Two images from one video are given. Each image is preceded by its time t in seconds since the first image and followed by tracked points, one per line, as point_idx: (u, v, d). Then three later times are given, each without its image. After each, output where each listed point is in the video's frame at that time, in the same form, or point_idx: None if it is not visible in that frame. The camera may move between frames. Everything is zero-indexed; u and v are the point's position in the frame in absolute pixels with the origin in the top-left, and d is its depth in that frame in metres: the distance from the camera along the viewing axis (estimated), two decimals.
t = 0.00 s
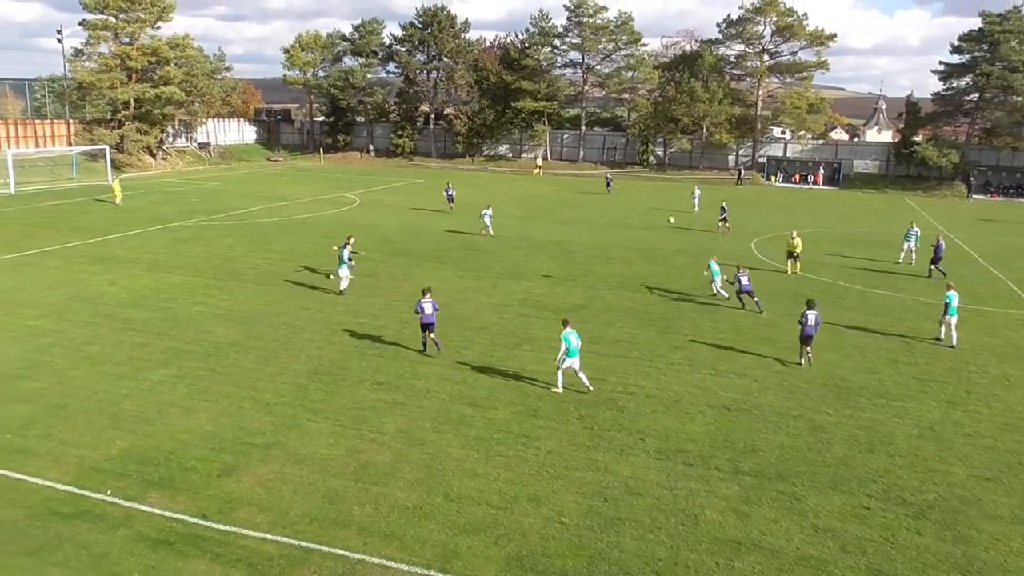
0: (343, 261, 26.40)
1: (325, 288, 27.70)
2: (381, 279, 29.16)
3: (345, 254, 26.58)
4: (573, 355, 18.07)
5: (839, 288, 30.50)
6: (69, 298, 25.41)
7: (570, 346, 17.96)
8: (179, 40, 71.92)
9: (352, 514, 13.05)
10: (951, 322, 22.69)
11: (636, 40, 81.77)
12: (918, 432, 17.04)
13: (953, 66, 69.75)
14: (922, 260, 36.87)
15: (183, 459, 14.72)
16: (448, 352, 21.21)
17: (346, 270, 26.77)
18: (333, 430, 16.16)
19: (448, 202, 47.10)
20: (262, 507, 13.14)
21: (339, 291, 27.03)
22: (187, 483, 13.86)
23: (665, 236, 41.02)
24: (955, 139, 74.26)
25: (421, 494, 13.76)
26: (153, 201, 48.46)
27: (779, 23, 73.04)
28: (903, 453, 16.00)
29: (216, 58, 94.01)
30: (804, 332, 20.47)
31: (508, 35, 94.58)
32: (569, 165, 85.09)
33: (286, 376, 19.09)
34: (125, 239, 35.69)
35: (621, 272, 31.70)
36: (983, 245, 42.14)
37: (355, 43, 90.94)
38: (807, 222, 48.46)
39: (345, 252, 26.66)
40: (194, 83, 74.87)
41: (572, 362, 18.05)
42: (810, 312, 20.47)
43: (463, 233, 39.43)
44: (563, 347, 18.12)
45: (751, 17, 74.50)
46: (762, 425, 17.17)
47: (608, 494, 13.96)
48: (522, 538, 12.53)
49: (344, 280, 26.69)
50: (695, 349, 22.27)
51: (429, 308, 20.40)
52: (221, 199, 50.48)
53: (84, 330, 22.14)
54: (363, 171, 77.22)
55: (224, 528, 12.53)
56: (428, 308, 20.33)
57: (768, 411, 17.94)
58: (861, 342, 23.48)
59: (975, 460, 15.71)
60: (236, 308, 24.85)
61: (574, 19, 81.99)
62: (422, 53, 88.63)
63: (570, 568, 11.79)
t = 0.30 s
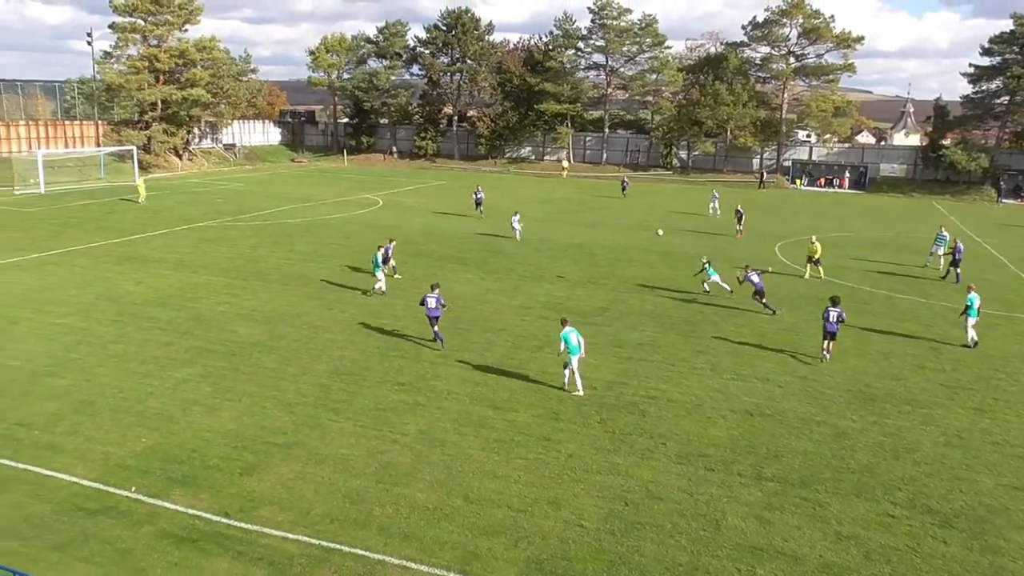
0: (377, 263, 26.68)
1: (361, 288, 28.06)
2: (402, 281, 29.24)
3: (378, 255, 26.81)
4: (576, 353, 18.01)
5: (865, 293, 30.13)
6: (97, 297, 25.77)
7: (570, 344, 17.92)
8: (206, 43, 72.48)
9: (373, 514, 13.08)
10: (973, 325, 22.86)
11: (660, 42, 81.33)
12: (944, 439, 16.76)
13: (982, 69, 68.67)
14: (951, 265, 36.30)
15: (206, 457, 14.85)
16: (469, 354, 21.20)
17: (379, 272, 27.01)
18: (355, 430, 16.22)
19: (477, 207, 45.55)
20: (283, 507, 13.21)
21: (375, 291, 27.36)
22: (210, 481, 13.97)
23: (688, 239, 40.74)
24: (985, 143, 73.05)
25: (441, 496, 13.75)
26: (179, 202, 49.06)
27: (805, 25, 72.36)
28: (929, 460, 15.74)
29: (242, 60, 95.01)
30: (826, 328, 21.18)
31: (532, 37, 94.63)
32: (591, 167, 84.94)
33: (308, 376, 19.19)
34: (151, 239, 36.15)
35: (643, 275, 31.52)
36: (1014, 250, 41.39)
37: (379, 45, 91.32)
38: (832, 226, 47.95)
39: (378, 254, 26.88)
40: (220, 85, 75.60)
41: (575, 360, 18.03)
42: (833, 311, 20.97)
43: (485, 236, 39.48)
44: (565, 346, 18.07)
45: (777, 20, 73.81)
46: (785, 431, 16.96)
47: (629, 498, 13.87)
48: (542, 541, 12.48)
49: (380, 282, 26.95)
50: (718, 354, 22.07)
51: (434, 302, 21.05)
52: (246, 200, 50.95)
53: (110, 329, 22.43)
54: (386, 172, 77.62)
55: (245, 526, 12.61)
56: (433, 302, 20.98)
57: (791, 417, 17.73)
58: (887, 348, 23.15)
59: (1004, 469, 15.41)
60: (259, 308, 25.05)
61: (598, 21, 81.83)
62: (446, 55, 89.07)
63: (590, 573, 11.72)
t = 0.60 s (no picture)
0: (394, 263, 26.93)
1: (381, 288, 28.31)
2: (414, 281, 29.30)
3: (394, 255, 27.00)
4: (562, 350, 18.38)
5: (878, 295, 29.93)
6: (111, 296, 25.97)
7: (559, 341, 18.26)
8: (221, 44, 72.79)
9: (383, 515, 13.10)
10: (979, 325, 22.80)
11: (674, 44, 81.02)
12: (959, 443, 16.59)
13: (1000, 70, 68.06)
14: (966, 268, 36.00)
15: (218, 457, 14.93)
16: (480, 355, 21.21)
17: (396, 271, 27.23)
18: (366, 431, 16.26)
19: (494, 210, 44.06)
20: (294, 507, 13.26)
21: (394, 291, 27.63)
22: (222, 481, 14.04)
23: (701, 241, 40.59)
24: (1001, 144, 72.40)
25: (452, 497, 13.75)
26: (193, 202, 49.40)
27: (820, 26, 71.93)
28: (944, 464, 15.58)
29: (257, 62, 95.57)
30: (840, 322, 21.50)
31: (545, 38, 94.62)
32: (605, 168, 84.85)
33: (320, 376, 19.26)
34: (165, 239, 36.41)
35: (655, 277, 31.44)
36: None
37: (393, 46, 91.43)
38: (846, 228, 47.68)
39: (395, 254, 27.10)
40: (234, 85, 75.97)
41: (563, 357, 18.37)
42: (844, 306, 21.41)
43: (496, 237, 39.52)
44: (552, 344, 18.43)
45: (791, 20, 73.41)
46: (798, 434, 16.85)
47: (640, 500, 13.81)
48: (552, 543, 12.46)
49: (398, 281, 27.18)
50: (730, 356, 21.96)
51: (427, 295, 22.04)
52: (260, 201, 51.23)
53: (125, 328, 22.60)
54: (398, 173, 77.82)
55: (256, 526, 12.65)
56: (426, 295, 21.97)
57: (804, 419, 17.61)
58: (901, 351, 22.97)
59: (1019, 474, 15.24)
60: (271, 308, 25.18)
61: (612, 22, 81.69)
62: (459, 57, 89.22)
63: None
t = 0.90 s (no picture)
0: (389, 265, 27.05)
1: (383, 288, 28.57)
2: (412, 283, 29.28)
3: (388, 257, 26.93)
4: (540, 349, 18.48)
5: (876, 295, 29.97)
6: (108, 300, 25.90)
7: (536, 341, 18.40)
8: (219, 45, 72.69)
9: (382, 517, 13.08)
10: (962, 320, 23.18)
11: (672, 45, 81.08)
12: (957, 442, 16.60)
13: (996, 70, 68.20)
14: (963, 267, 36.08)
15: (216, 460, 14.89)
16: (479, 357, 21.20)
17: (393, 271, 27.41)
18: (364, 433, 16.23)
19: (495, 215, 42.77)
20: (293, 510, 13.22)
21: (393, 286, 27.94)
22: (220, 485, 14.00)
23: (699, 241, 40.61)
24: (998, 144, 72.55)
25: (451, 499, 13.73)
26: (191, 205, 49.35)
27: (817, 27, 72.06)
28: (942, 463, 15.59)
29: (255, 63, 95.48)
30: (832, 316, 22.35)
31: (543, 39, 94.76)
32: (603, 169, 84.98)
33: (318, 379, 19.22)
34: (163, 241, 36.36)
35: (654, 278, 31.44)
36: None
37: (391, 48, 91.33)
38: (844, 228, 47.78)
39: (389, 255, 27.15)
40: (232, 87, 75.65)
41: (541, 356, 18.47)
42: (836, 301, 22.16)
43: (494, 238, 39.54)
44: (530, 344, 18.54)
45: (788, 22, 73.54)
46: (796, 433, 16.86)
47: (639, 500, 13.80)
48: (552, 544, 12.43)
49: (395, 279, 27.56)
50: (728, 356, 21.97)
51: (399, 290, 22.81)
52: (257, 203, 51.14)
53: (122, 332, 22.55)
54: (396, 175, 77.83)
55: (255, 530, 12.62)
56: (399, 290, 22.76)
57: (802, 419, 17.61)
58: (900, 350, 22.98)
59: (1018, 472, 15.25)
60: (269, 310, 25.14)
61: (610, 24, 81.72)
62: (458, 58, 89.20)
63: None
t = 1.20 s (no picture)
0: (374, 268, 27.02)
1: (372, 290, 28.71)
2: (410, 286, 29.29)
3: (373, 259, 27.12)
4: (509, 346, 18.71)
5: (873, 294, 30.03)
6: (105, 306, 25.87)
7: (504, 339, 18.56)
8: (214, 49, 72.74)
9: (382, 521, 13.06)
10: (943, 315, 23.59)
11: (668, 47, 81.24)
12: (954, 440, 16.64)
13: (989, 70, 68.41)
14: (959, 266, 36.18)
15: (215, 466, 14.85)
16: (478, 359, 21.21)
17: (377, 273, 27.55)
18: (364, 437, 16.20)
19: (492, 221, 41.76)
20: (292, 515, 13.20)
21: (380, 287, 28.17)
22: (218, 490, 13.96)
23: (697, 242, 40.66)
24: (992, 143, 72.74)
25: (451, 502, 13.72)
26: (188, 209, 49.34)
27: (812, 28, 72.25)
28: (940, 461, 15.63)
29: (251, 67, 95.34)
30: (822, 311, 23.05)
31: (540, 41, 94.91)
32: (600, 171, 85.13)
33: (317, 383, 19.20)
34: (160, 246, 36.33)
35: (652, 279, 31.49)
36: None
37: (387, 51, 91.30)
38: (840, 228, 47.91)
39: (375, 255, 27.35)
40: (228, 91, 75.47)
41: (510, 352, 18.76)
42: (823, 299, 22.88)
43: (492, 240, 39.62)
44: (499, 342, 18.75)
45: (784, 23, 73.75)
46: (795, 433, 16.88)
47: (639, 501, 13.81)
48: (552, 546, 12.43)
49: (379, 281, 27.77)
50: (726, 356, 21.99)
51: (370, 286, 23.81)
52: (254, 207, 51.10)
53: (119, 337, 22.52)
54: (393, 178, 77.86)
55: (254, 535, 12.59)
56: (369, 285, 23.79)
57: (801, 419, 17.64)
58: (897, 349, 23.03)
59: (1015, 469, 15.28)
60: (267, 315, 25.12)
61: (605, 26, 81.82)
62: (454, 61, 89.14)
63: None
